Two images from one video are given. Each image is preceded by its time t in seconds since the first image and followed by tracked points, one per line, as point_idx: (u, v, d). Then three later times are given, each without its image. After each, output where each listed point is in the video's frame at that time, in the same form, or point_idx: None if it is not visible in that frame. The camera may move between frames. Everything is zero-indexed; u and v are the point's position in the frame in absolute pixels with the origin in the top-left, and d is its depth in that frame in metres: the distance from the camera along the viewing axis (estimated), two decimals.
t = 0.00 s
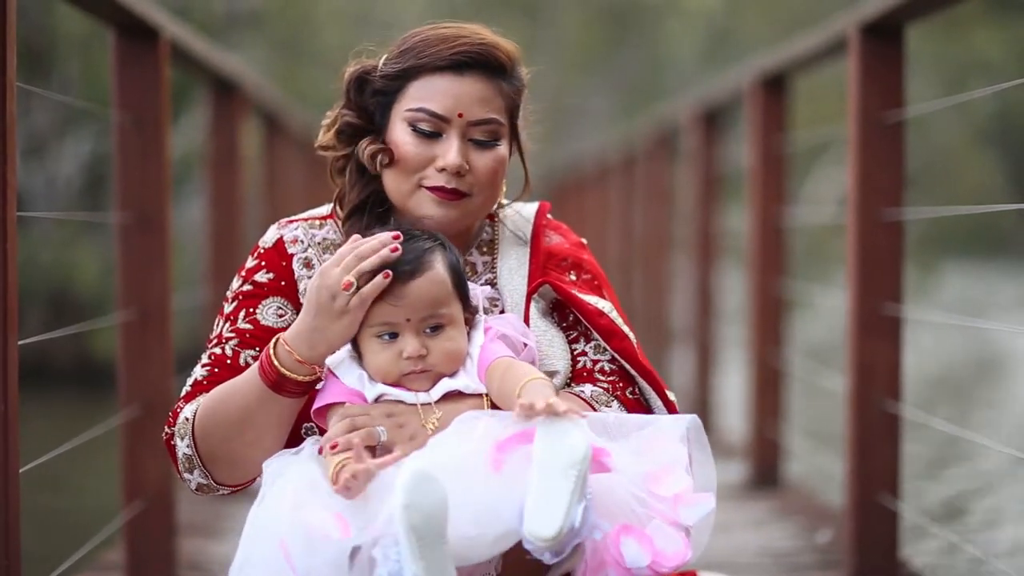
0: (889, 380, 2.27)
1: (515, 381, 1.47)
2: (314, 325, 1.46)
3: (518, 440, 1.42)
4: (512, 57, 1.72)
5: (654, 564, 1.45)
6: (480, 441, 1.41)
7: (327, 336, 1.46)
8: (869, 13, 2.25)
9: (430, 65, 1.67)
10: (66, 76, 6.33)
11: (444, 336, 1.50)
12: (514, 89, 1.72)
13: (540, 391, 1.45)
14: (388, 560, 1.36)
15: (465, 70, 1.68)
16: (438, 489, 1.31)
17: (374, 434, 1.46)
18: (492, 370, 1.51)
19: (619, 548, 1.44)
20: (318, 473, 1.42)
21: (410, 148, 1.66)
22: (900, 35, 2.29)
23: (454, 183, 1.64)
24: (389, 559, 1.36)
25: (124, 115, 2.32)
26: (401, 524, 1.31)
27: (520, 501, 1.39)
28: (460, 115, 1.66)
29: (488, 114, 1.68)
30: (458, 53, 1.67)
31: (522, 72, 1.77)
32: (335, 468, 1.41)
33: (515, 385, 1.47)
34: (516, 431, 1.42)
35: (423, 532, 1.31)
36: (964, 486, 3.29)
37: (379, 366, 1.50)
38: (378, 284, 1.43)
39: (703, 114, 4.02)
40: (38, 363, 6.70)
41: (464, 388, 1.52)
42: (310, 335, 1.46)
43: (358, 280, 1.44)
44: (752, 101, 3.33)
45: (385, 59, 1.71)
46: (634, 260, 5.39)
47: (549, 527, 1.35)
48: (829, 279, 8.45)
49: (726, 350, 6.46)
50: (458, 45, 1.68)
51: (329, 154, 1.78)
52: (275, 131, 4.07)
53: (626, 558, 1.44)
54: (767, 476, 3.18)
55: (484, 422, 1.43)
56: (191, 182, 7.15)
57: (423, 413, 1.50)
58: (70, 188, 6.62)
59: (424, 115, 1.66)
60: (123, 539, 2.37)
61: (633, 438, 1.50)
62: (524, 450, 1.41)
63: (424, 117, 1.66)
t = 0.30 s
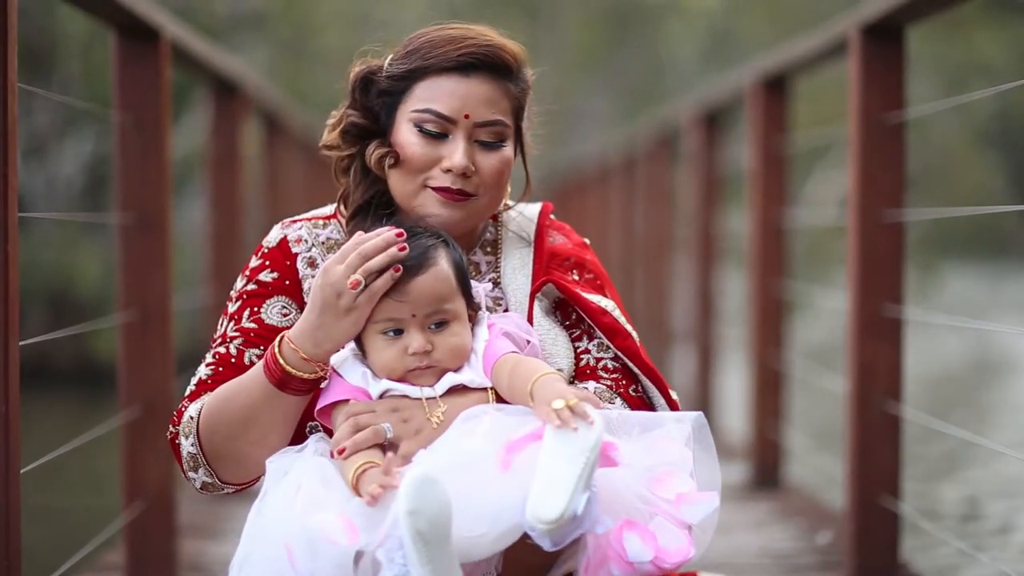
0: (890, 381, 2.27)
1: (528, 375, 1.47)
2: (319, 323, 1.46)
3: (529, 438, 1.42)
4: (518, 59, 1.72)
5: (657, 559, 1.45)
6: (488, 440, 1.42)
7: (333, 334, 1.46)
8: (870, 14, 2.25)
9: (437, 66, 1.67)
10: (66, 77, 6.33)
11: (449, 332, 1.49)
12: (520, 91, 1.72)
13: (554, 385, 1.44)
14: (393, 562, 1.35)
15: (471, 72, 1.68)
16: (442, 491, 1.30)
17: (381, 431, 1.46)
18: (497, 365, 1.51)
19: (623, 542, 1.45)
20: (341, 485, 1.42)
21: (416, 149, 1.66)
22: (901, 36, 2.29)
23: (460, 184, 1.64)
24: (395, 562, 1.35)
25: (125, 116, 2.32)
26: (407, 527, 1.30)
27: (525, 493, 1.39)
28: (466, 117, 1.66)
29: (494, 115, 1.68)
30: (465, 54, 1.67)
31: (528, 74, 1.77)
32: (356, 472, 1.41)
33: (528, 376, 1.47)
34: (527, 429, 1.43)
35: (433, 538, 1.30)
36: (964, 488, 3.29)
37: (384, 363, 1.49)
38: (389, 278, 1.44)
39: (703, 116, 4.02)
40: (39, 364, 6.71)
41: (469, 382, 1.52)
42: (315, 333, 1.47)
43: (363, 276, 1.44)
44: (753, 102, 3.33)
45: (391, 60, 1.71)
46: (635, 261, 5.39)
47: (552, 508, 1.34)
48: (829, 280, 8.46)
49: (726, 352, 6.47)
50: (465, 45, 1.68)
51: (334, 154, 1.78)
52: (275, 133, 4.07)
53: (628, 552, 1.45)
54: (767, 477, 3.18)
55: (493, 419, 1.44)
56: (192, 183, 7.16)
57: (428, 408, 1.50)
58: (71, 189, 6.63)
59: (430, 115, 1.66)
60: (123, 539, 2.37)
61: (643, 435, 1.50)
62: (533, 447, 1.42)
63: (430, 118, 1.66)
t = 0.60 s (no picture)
0: (890, 383, 2.27)
1: (530, 360, 1.48)
2: (321, 315, 1.47)
3: (531, 425, 1.43)
4: (521, 59, 1.72)
5: (660, 552, 1.46)
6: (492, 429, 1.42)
7: (335, 326, 1.47)
8: (870, 16, 2.25)
9: (439, 66, 1.68)
10: (67, 78, 6.34)
11: (449, 324, 1.49)
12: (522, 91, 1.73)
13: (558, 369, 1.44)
14: (388, 561, 1.35)
15: (473, 72, 1.68)
16: (434, 491, 1.30)
17: (384, 421, 1.45)
18: (497, 358, 1.52)
19: (627, 534, 1.45)
20: (342, 465, 1.43)
21: (419, 148, 1.66)
22: (901, 38, 2.29)
23: (462, 183, 1.64)
24: (389, 561, 1.34)
25: (125, 116, 2.33)
26: (398, 529, 1.30)
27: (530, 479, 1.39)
28: (469, 116, 1.66)
29: (496, 115, 1.68)
30: (467, 54, 1.67)
31: (530, 75, 1.77)
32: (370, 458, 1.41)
33: (528, 362, 1.48)
34: (529, 417, 1.43)
35: (427, 535, 1.30)
36: (964, 489, 3.29)
37: (385, 356, 1.49)
38: (392, 263, 1.45)
39: (703, 117, 4.03)
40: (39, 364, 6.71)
41: (470, 372, 1.52)
42: (317, 326, 1.47)
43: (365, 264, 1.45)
44: (753, 103, 3.33)
45: (394, 60, 1.71)
46: (636, 261, 5.39)
47: (559, 491, 1.33)
48: (829, 281, 8.46)
49: (726, 353, 6.47)
50: (467, 46, 1.68)
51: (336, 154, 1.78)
52: (276, 133, 4.08)
53: (632, 543, 1.45)
54: (767, 478, 3.18)
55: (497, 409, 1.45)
56: (193, 183, 7.17)
57: (430, 399, 1.50)
58: (71, 190, 6.63)
59: (432, 115, 1.66)
60: (123, 539, 2.37)
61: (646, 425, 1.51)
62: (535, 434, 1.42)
63: (432, 117, 1.66)
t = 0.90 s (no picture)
0: (886, 386, 2.27)
1: (523, 348, 1.49)
2: (318, 310, 1.48)
3: (519, 410, 1.43)
4: (517, 62, 1.72)
5: (659, 539, 1.44)
6: (482, 417, 1.43)
7: (331, 322, 1.48)
8: (867, 20, 2.25)
9: (435, 69, 1.68)
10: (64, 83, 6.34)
11: (442, 321, 1.49)
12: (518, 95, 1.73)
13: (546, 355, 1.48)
14: (380, 552, 1.34)
15: (470, 75, 1.68)
16: (412, 482, 1.30)
17: (380, 417, 1.45)
18: (490, 357, 1.53)
19: (625, 521, 1.44)
20: (339, 457, 1.41)
21: (415, 151, 1.66)
22: (897, 42, 2.30)
23: (459, 186, 1.65)
24: (380, 551, 1.34)
25: (122, 121, 2.33)
26: (381, 519, 1.30)
27: (521, 466, 1.39)
28: (465, 120, 1.66)
29: (493, 118, 1.68)
30: (463, 57, 1.68)
31: (526, 79, 1.77)
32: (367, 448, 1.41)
33: (523, 350, 1.49)
34: (518, 403, 1.44)
35: (406, 524, 1.30)
36: (963, 492, 3.29)
37: (378, 356, 1.50)
38: (391, 259, 1.47)
39: (700, 121, 4.03)
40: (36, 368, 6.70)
41: (466, 370, 1.52)
42: (314, 321, 1.48)
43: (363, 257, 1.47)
44: (750, 107, 3.34)
45: (390, 64, 1.71)
46: (633, 265, 5.39)
47: (547, 478, 1.34)
48: (826, 285, 8.47)
49: (723, 356, 6.47)
50: (463, 49, 1.68)
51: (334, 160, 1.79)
52: (273, 137, 4.08)
53: (630, 530, 1.43)
54: (764, 482, 3.18)
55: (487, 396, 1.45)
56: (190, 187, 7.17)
57: (425, 397, 1.49)
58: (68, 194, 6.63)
59: (429, 118, 1.66)
60: (120, 544, 2.36)
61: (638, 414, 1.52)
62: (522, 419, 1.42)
63: (428, 121, 1.66)
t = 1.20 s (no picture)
0: (886, 386, 2.27)
1: (518, 345, 1.51)
2: (301, 309, 1.46)
3: (509, 408, 1.44)
4: (515, 63, 1.72)
5: (647, 542, 1.44)
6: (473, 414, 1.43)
7: (311, 321, 1.46)
8: (865, 20, 2.25)
9: (434, 71, 1.68)
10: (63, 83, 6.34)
11: (434, 324, 1.49)
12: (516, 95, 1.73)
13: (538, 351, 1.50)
14: (381, 551, 1.36)
15: (469, 77, 1.68)
16: (411, 481, 1.30)
17: (379, 417, 1.46)
18: (487, 357, 1.54)
19: (614, 522, 1.43)
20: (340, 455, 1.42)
21: (414, 153, 1.66)
22: (896, 42, 2.30)
23: (459, 188, 1.65)
24: (382, 550, 1.36)
25: (121, 122, 2.32)
26: (380, 518, 1.30)
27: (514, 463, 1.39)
28: (464, 121, 1.66)
29: (491, 119, 1.68)
30: (461, 59, 1.68)
31: (524, 80, 1.78)
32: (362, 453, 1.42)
33: (520, 349, 1.51)
34: (508, 400, 1.44)
35: (407, 522, 1.30)
36: (963, 492, 3.29)
37: (371, 360, 1.50)
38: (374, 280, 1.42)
39: (699, 121, 4.03)
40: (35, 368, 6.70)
41: (463, 371, 1.51)
42: (297, 320, 1.47)
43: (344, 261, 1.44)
44: (749, 108, 3.33)
45: (389, 68, 1.71)
46: (632, 264, 5.39)
47: (540, 477, 1.34)
48: (825, 284, 8.47)
49: (723, 356, 6.47)
50: (461, 51, 1.68)
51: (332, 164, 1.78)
52: (272, 138, 4.08)
53: (619, 531, 1.43)
54: (763, 481, 3.18)
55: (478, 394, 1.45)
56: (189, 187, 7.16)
57: (422, 398, 1.49)
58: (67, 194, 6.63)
59: (427, 120, 1.66)
60: (120, 544, 2.36)
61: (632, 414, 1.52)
62: (513, 416, 1.42)
63: (427, 123, 1.66)
